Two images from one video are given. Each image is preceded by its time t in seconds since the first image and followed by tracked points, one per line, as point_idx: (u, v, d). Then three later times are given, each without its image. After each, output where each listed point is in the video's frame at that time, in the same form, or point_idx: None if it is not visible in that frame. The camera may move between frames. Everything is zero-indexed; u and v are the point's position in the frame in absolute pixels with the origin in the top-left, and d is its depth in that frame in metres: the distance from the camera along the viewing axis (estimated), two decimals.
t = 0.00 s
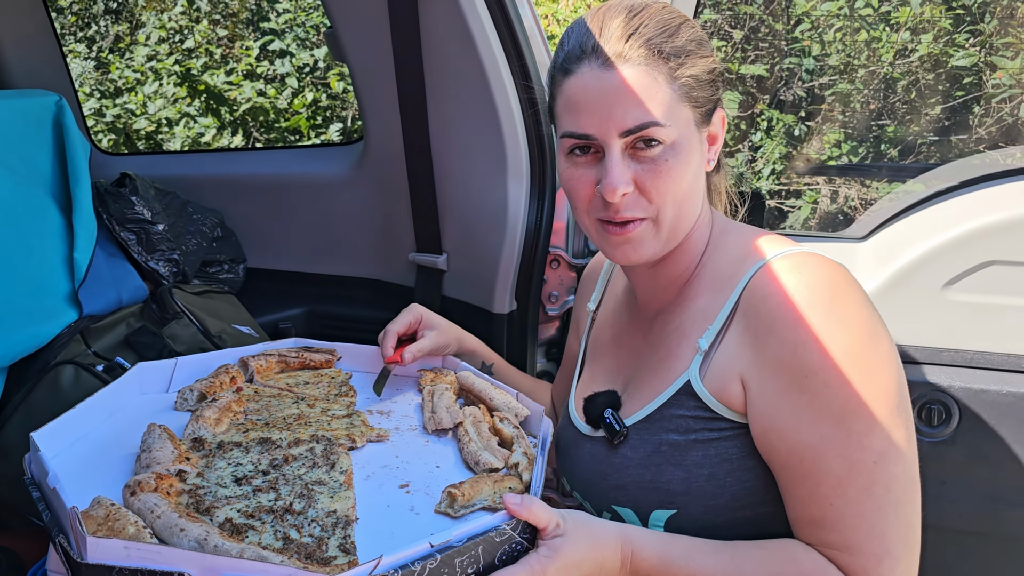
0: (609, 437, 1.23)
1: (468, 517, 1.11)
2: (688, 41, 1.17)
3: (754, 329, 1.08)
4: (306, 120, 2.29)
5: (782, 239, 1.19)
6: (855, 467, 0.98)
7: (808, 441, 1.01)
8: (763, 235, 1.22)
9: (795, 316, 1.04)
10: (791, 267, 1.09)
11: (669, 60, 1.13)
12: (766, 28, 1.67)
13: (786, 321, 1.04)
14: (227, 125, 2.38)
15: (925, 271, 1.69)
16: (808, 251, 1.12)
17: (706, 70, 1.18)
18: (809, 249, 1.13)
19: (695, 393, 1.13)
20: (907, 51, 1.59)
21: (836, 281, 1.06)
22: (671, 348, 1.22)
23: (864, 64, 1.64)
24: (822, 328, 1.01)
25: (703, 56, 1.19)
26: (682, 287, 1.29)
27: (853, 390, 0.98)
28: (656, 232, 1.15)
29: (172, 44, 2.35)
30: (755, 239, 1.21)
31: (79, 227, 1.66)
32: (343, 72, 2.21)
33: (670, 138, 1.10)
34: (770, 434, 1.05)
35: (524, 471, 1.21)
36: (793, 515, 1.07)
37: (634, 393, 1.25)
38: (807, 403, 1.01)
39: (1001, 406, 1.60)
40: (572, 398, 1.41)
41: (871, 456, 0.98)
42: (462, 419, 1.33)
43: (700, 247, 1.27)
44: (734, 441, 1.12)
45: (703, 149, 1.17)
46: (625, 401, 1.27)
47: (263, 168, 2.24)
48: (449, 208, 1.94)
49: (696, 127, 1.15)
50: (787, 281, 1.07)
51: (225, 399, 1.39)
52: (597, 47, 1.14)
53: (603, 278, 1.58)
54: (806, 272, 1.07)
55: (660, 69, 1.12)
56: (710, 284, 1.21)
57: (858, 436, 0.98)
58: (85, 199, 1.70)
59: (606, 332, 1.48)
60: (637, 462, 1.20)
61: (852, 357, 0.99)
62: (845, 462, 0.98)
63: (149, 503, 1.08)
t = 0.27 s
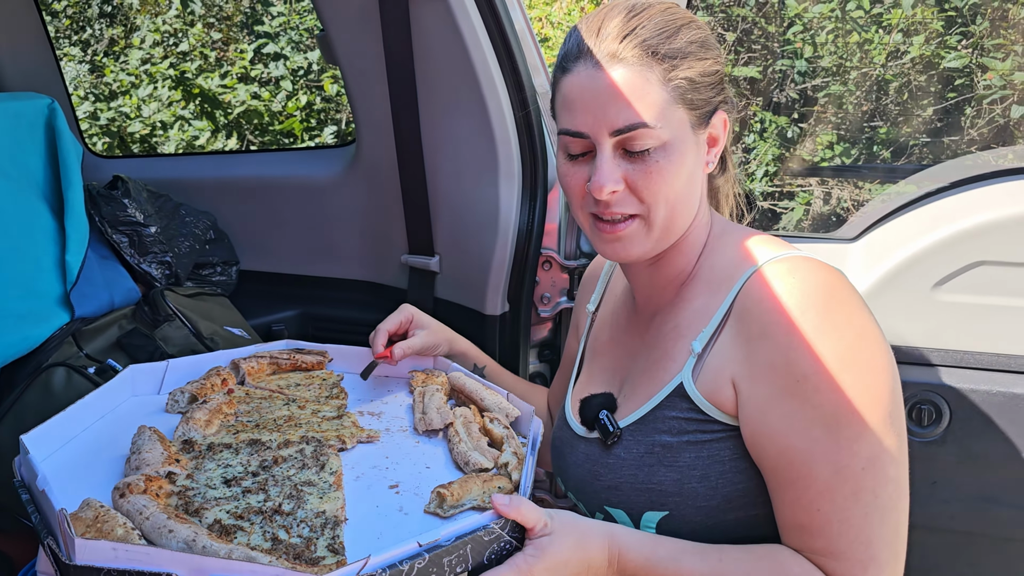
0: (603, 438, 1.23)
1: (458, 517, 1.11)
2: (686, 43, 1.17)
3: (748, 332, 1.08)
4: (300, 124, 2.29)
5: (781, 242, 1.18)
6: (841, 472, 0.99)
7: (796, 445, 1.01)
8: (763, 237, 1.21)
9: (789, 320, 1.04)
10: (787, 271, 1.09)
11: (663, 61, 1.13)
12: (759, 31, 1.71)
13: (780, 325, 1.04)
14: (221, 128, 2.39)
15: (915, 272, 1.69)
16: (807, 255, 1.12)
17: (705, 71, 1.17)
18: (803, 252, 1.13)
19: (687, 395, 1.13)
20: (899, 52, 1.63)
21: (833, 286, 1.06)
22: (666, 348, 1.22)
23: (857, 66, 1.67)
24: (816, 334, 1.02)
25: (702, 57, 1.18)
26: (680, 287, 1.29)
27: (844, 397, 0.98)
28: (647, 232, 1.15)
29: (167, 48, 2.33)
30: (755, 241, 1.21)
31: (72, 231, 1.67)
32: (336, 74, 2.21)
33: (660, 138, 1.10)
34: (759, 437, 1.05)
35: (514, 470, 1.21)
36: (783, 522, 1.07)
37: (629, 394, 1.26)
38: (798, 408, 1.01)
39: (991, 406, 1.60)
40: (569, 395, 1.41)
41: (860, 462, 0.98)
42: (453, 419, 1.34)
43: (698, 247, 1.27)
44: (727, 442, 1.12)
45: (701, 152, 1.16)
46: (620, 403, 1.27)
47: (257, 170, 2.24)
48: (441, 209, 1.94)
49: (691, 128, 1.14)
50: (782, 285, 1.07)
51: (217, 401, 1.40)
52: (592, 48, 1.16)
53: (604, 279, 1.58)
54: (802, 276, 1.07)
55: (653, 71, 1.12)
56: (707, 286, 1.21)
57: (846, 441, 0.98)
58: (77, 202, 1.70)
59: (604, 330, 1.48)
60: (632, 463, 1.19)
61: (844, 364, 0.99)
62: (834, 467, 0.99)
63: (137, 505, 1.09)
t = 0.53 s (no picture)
0: (596, 436, 1.24)
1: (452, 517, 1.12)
2: (684, 40, 1.18)
3: (742, 338, 1.09)
4: (296, 127, 2.30)
5: (783, 250, 1.19)
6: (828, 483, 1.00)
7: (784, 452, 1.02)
8: (764, 243, 1.22)
9: (784, 329, 1.05)
10: (786, 281, 1.10)
11: (657, 56, 1.15)
12: (754, 33, 1.69)
13: (776, 334, 1.05)
14: (218, 131, 2.39)
15: (907, 273, 1.71)
16: (806, 266, 1.12)
17: (703, 67, 1.18)
18: (800, 261, 1.14)
19: (680, 398, 1.14)
20: (893, 55, 1.63)
21: (831, 299, 1.07)
22: (663, 350, 1.24)
23: (851, 69, 1.66)
24: (811, 345, 1.02)
25: (703, 54, 1.19)
26: (681, 287, 1.29)
27: (835, 409, 0.99)
28: (631, 224, 1.14)
29: (164, 51, 2.35)
30: (756, 248, 1.21)
31: (69, 234, 1.68)
32: (333, 77, 2.22)
33: (646, 130, 1.11)
34: (744, 441, 1.06)
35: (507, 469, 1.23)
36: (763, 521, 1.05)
37: (627, 393, 1.27)
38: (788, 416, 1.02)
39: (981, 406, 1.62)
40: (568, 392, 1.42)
41: (848, 473, 1.00)
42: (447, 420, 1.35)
43: (698, 248, 1.27)
44: (716, 447, 1.14)
45: (696, 150, 1.15)
46: (618, 403, 1.27)
47: (254, 174, 2.25)
48: (437, 212, 1.95)
49: (685, 124, 1.13)
50: (781, 295, 1.08)
51: (212, 402, 1.40)
52: (589, 43, 1.19)
53: (611, 277, 1.58)
54: (800, 287, 1.08)
55: (644, 63, 1.14)
56: (708, 290, 1.22)
57: (836, 452, 0.99)
58: (73, 204, 1.71)
59: (605, 328, 1.49)
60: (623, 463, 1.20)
61: (838, 376, 1.00)
62: (824, 475, 1.00)
63: (134, 505, 1.09)
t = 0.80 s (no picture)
0: (586, 433, 1.26)
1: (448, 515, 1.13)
2: (688, 40, 1.19)
3: (729, 338, 1.10)
4: (295, 128, 2.32)
5: (775, 253, 1.19)
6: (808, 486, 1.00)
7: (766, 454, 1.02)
8: (756, 246, 1.22)
9: (771, 331, 1.05)
10: (776, 284, 1.10)
11: (661, 54, 1.16)
12: (752, 35, 1.69)
13: (763, 336, 1.05)
14: (217, 133, 2.40)
15: (902, 273, 1.72)
16: (795, 268, 1.12)
17: (707, 66, 1.18)
18: (792, 264, 1.14)
19: (665, 395, 1.15)
20: (890, 57, 1.64)
21: (820, 302, 1.07)
22: (656, 348, 1.25)
23: (848, 71, 1.66)
24: (799, 348, 1.02)
25: (706, 53, 1.20)
26: (679, 287, 1.30)
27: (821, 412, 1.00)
28: (630, 222, 1.15)
29: (163, 53, 2.35)
30: (750, 250, 1.21)
31: (68, 234, 1.68)
32: (331, 79, 2.24)
33: (648, 128, 1.12)
34: (723, 441, 1.06)
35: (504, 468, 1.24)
36: (736, 527, 1.06)
37: (619, 390, 1.28)
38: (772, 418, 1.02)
39: (974, 406, 1.62)
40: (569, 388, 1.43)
41: (827, 481, 1.00)
42: (445, 419, 1.36)
43: (698, 247, 1.28)
44: (703, 448, 1.14)
45: (696, 149, 1.15)
46: (609, 400, 1.30)
47: (251, 174, 2.26)
48: (435, 211, 1.96)
49: (687, 123, 1.14)
50: (770, 298, 1.08)
51: (211, 401, 1.41)
52: (593, 41, 1.21)
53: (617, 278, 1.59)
54: (789, 290, 1.08)
55: (647, 60, 1.15)
56: (703, 289, 1.22)
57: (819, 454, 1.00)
58: (72, 205, 1.72)
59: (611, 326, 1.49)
60: (610, 461, 1.21)
61: (825, 380, 1.01)
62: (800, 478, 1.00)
63: (132, 503, 1.10)
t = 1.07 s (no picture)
0: (579, 437, 1.27)
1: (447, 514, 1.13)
2: (693, 42, 1.19)
3: (722, 344, 1.09)
4: (295, 129, 2.33)
5: (765, 254, 1.19)
6: (819, 487, 1.00)
7: (772, 458, 1.02)
8: (746, 247, 1.22)
9: (765, 334, 1.05)
10: (767, 286, 1.10)
11: (671, 55, 1.16)
12: (751, 36, 1.70)
13: (756, 338, 1.05)
14: (217, 134, 2.42)
15: (900, 273, 1.72)
16: (785, 269, 1.12)
17: (712, 70, 1.20)
18: (778, 264, 1.14)
19: (662, 402, 1.15)
20: (888, 58, 1.64)
21: (811, 301, 1.07)
22: (649, 351, 1.25)
23: (846, 73, 1.67)
24: (794, 349, 1.02)
25: (710, 57, 1.21)
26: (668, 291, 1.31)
27: (821, 411, 1.00)
28: (637, 223, 1.16)
29: (162, 55, 2.35)
30: (740, 251, 1.22)
31: (68, 235, 1.69)
32: (331, 81, 2.24)
33: (659, 129, 1.13)
34: (733, 447, 1.06)
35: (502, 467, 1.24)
36: (765, 531, 1.07)
37: (612, 393, 1.29)
38: (773, 422, 1.02)
39: (971, 406, 1.63)
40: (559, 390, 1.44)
41: (846, 473, 1.00)
42: (443, 419, 1.36)
43: (688, 249, 1.28)
44: (697, 452, 1.14)
45: (699, 150, 1.18)
46: (602, 402, 1.30)
47: (250, 176, 2.26)
48: (433, 213, 1.96)
49: (693, 125, 1.16)
50: (762, 299, 1.08)
51: (211, 401, 1.42)
52: (598, 40, 1.20)
53: (606, 279, 1.60)
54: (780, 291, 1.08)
55: (660, 61, 1.15)
56: (692, 291, 1.23)
57: (824, 454, 1.00)
58: (72, 206, 1.72)
59: (601, 327, 1.50)
60: (603, 462, 1.22)
61: (822, 379, 1.01)
62: (822, 479, 1.00)
63: (132, 502, 1.11)
